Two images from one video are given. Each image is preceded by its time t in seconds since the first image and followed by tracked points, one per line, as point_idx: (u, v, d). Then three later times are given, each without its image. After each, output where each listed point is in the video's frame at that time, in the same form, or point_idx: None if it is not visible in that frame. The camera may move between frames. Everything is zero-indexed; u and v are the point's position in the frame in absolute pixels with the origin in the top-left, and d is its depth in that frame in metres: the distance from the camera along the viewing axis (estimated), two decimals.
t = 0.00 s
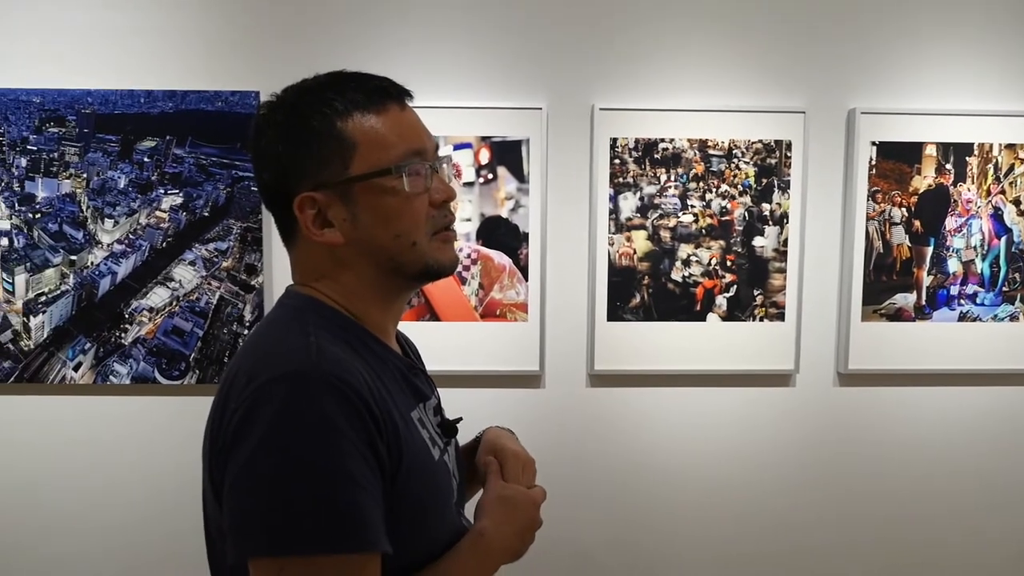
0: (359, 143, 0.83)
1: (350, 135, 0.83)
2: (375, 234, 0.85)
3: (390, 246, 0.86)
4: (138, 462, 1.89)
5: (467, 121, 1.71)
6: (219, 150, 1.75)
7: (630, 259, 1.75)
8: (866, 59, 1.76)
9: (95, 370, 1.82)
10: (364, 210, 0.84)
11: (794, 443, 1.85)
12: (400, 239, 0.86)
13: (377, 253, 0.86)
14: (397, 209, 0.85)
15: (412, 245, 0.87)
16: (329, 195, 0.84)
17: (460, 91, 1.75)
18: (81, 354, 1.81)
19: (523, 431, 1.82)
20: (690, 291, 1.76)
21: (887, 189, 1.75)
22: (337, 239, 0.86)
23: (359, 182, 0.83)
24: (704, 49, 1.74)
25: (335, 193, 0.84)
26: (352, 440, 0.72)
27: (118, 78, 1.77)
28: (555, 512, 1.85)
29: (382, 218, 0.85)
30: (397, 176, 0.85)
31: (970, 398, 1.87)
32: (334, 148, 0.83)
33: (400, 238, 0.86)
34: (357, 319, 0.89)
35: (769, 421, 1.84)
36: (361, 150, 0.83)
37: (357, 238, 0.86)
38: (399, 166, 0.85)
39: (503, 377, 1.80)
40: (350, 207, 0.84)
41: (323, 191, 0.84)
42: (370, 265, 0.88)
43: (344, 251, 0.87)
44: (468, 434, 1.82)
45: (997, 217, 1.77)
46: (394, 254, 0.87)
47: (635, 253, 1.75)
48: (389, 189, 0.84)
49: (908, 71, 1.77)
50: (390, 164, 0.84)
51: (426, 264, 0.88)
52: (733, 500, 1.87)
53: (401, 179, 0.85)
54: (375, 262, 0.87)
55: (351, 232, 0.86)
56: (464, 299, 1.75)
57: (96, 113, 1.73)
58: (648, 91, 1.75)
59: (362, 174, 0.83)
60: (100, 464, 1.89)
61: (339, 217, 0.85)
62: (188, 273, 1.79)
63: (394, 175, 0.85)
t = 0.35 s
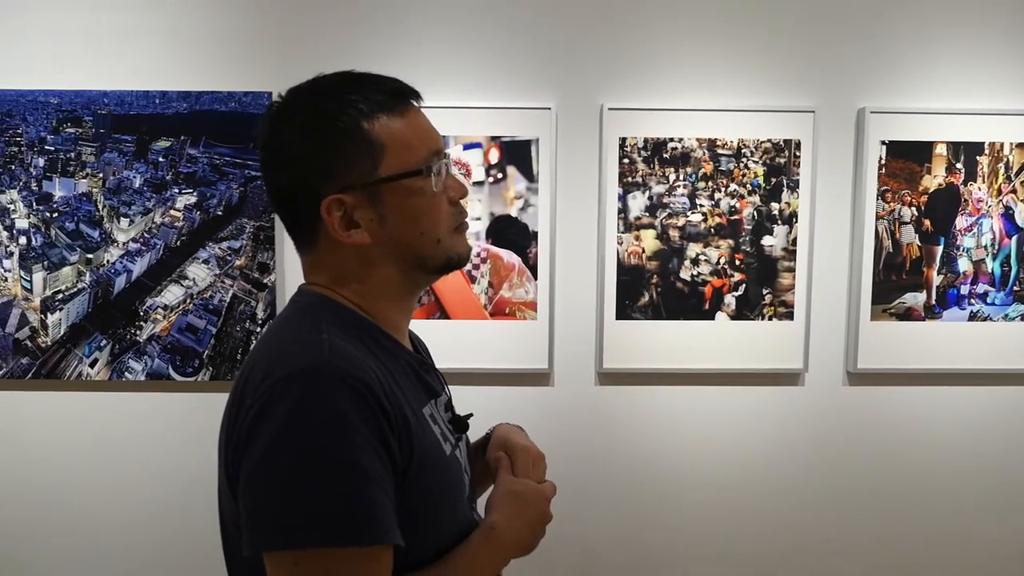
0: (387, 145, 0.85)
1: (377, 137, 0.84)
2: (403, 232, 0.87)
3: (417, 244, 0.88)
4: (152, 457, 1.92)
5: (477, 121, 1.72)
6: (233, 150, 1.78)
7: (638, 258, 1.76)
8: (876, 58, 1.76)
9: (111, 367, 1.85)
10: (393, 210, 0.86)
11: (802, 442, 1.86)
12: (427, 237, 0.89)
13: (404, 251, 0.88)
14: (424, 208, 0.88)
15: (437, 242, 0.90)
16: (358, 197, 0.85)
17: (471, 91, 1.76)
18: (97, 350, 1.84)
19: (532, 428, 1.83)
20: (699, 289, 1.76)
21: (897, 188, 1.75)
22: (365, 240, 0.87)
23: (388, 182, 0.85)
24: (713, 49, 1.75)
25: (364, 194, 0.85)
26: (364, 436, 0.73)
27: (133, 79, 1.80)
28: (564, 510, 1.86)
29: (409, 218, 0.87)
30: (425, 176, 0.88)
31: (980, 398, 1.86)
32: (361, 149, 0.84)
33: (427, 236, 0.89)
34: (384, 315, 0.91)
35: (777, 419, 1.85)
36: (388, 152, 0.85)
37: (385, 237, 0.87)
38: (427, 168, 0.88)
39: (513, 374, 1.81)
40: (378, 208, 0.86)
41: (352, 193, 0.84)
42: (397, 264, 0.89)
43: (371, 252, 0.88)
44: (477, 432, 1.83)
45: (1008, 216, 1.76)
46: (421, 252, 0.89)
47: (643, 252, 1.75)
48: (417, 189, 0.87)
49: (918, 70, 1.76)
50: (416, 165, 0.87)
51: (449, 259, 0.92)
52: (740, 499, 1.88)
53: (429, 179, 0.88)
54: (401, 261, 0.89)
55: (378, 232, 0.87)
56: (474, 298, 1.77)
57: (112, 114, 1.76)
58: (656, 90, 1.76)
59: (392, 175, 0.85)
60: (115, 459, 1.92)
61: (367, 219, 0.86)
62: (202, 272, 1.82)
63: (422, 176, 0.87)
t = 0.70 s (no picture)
0: (398, 150, 0.86)
1: (389, 142, 0.85)
2: (413, 237, 0.88)
3: (427, 248, 0.89)
4: (164, 456, 1.94)
5: (486, 123, 1.73)
6: (245, 152, 1.80)
7: (647, 259, 1.76)
8: (885, 60, 1.75)
9: (124, 366, 1.88)
10: (404, 215, 0.87)
11: (810, 443, 1.86)
12: (437, 241, 0.90)
13: (414, 256, 0.89)
14: (434, 213, 0.89)
15: (446, 246, 0.90)
16: (369, 201, 0.86)
17: (480, 93, 1.77)
18: (111, 350, 1.87)
19: (540, 429, 1.84)
20: (707, 291, 1.77)
21: (906, 190, 1.74)
22: (375, 243, 0.88)
23: (399, 188, 0.86)
24: (722, 51, 1.75)
25: (375, 199, 0.86)
26: (377, 436, 0.74)
27: (147, 82, 1.82)
28: (571, 510, 1.87)
29: (419, 222, 0.88)
30: (435, 182, 0.88)
31: (989, 400, 1.86)
32: (373, 154, 0.85)
33: (437, 241, 0.90)
34: (395, 318, 0.92)
35: (785, 421, 1.85)
36: (399, 158, 0.86)
37: (396, 241, 0.88)
38: (438, 174, 0.88)
39: (521, 375, 1.82)
40: (389, 213, 0.87)
41: (363, 197, 0.86)
42: (407, 267, 0.90)
43: (381, 256, 0.89)
44: (486, 432, 1.85)
45: (1018, 217, 1.75)
46: (431, 256, 0.90)
47: (651, 254, 1.76)
48: (427, 195, 0.88)
49: (928, 72, 1.76)
50: (427, 171, 0.88)
51: (460, 264, 0.92)
52: (748, 500, 1.88)
53: (439, 185, 0.89)
54: (411, 265, 0.90)
55: (389, 236, 0.88)
56: (483, 299, 1.78)
57: (127, 116, 1.79)
58: (665, 92, 1.76)
59: (403, 180, 0.86)
60: (129, 457, 1.95)
61: (377, 223, 0.87)
62: (214, 272, 1.84)
63: (433, 181, 0.88)
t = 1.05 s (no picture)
0: (402, 150, 0.86)
1: (393, 142, 0.85)
2: (417, 237, 0.88)
3: (431, 249, 0.89)
4: (172, 454, 1.96)
5: (493, 123, 1.74)
6: (253, 152, 1.80)
7: (654, 259, 1.76)
8: (893, 59, 1.75)
9: (133, 365, 1.89)
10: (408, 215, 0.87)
11: (817, 444, 1.85)
12: (441, 242, 0.89)
13: (418, 256, 0.89)
14: (438, 213, 0.88)
15: (451, 247, 0.90)
16: (373, 201, 0.86)
17: (486, 93, 1.77)
18: (120, 349, 1.88)
19: (547, 428, 1.84)
20: (714, 291, 1.76)
21: (915, 189, 1.73)
22: (379, 243, 0.88)
23: (403, 188, 0.86)
24: (729, 50, 1.75)
25: (379, 199, 0.86)
26: (381, 434, 0.75)
27: (157, 83, 1.83)
28: (578, 510, 1.87)
29: (423, 223, 0.88)
30: (439, 183, 0.88)
31: (999, 401, 1.85)
32: (377, 155, 0.85)
33: (441, 241, 0.89)
34: (399, 318, 0.92)
35: (793, 421, 1.84)
36: (403, 158, 0.86)
37: (400, 241, 0.89)
38: (442, 174, 0.88)
39: (528, 375, 1.82)
40: (392, 213, 0.87)
41: (367, 197, 0.86)
42: (412, 268, 0.90)
43: (385, 255, 0.89)
44: (492, 431, 1.85)
45: None
46: (435, 257, 0.90)
47: (659, 253, 1.76)
48: (431, 195, 0.88)
49: (937, 71, 1.75)
50: (432, 171, 0.88)
51: (465, 264, 0.92)
52: (755, 500, 1.88)
53: (443, 186, 0.89)
54: (415, 265, 0.90)
55: (393, 236, 0.88)
56: (490, 299, 1.78)
57: (135, 117, 1.80)
58: (671, 92, 1.76)
59: (406, 181, 0.86)
60: (138, 455, 1.96)
61: (382, 223, 0.87)
62: (223, 272, 1.85)
63: (437, 182, 0.88)
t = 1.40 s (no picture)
0: (406, 155, 0.86)
1: (397, 146, 0.86)
2: (420, 241, 0.89)
3: (434, 253, 0.90)
4: (178, 455, 1.97)
5: (497, 125, 1.74)
6: (259, 154, 1.81)
7: (658, 261, 1.76)
8: (898, 60, 1.74)
9: (140, 366, 1.90)
10: (411, 219, 0.88)
11: (822, 446, 1.85)
12: (444, 246, 0.90)
13: (421, 260, 0.90)
14: (442, 218, 0.89)
15: (455, 251, 0.91)
16: (377, 205, 0.87)
17: (490, 95, 1.78)
18: (127, 350, 1.89)
19: (550, 430, 1.85)
20: (718, 292, 1.76)
21: (920, 191, 1.73)
22: (383, 247, 0.89)
23: (406, 193, 0.87)
24: (734, 52, 1.75)
25: (382, 203, 0.87)
26: (382, 435, 0.75)
27: (163, 86, 1.84)
28: (582, 512, 1.87)
29: (427, 227, 0.89)
30: (443, 188, 0.89)
31: (1004, 403, 1.84)
32: (381, 159, 0.86)
33: (444, 246, 0.90)
34: (402, 321, 0.93)
35: (797, 423, 1.84)
36: (407, 163, 0.87)
37: (403, 245, 0.89)
38: (445, 179, 0.89)
39: (533, 377, 1.83)
40: (396, 218, 0.88)
41: (371, 202, 0.87)
42: (415, 271, 0.91)
43: (389, 259, 0.90)
44: (496, 432, 1.85)
45: None
46: (438, 260, 0.90)
47: (662, 255, 1.76)
48: (434, 201, 0.88)
49: (941, 72, 1.75)
50: (435, 176, 0.88)
51: (468, 268, 0.92)
52: (759, 502, 1.87)
53: (447, 191, 0.89)
54: (419, 269, 0.91)
55: (397, 240, 0.89)
56: (494, 301, 1.79)
57: (142, 120, 1.81)
58: (675, 94, 1.76)
59: (409, 185, 0.86)
60: (144, 456, 1.97)
61: (385, 227, 0.88)
62: (229, 274, 1.86)
63: (441, 187, 0.89)
